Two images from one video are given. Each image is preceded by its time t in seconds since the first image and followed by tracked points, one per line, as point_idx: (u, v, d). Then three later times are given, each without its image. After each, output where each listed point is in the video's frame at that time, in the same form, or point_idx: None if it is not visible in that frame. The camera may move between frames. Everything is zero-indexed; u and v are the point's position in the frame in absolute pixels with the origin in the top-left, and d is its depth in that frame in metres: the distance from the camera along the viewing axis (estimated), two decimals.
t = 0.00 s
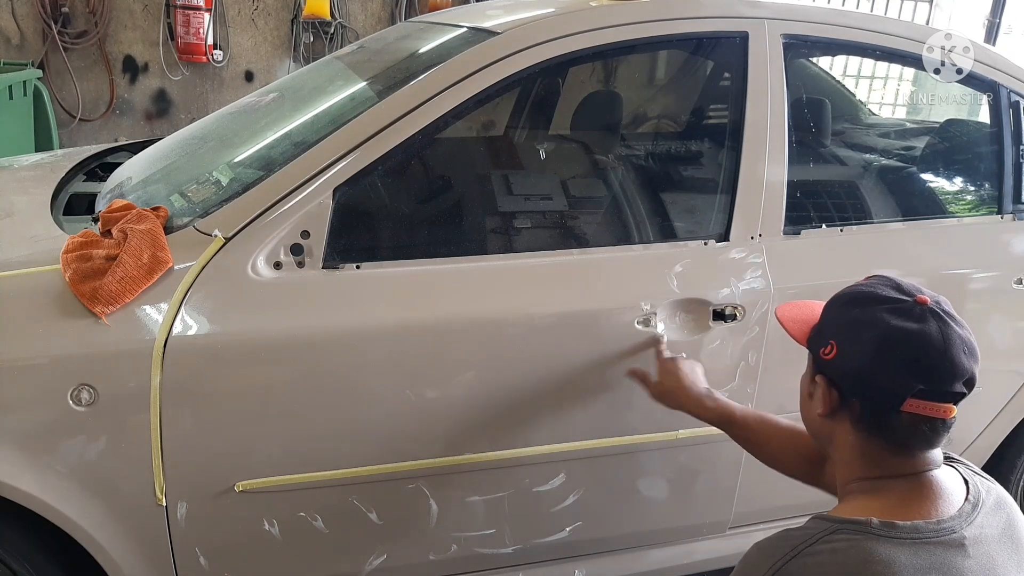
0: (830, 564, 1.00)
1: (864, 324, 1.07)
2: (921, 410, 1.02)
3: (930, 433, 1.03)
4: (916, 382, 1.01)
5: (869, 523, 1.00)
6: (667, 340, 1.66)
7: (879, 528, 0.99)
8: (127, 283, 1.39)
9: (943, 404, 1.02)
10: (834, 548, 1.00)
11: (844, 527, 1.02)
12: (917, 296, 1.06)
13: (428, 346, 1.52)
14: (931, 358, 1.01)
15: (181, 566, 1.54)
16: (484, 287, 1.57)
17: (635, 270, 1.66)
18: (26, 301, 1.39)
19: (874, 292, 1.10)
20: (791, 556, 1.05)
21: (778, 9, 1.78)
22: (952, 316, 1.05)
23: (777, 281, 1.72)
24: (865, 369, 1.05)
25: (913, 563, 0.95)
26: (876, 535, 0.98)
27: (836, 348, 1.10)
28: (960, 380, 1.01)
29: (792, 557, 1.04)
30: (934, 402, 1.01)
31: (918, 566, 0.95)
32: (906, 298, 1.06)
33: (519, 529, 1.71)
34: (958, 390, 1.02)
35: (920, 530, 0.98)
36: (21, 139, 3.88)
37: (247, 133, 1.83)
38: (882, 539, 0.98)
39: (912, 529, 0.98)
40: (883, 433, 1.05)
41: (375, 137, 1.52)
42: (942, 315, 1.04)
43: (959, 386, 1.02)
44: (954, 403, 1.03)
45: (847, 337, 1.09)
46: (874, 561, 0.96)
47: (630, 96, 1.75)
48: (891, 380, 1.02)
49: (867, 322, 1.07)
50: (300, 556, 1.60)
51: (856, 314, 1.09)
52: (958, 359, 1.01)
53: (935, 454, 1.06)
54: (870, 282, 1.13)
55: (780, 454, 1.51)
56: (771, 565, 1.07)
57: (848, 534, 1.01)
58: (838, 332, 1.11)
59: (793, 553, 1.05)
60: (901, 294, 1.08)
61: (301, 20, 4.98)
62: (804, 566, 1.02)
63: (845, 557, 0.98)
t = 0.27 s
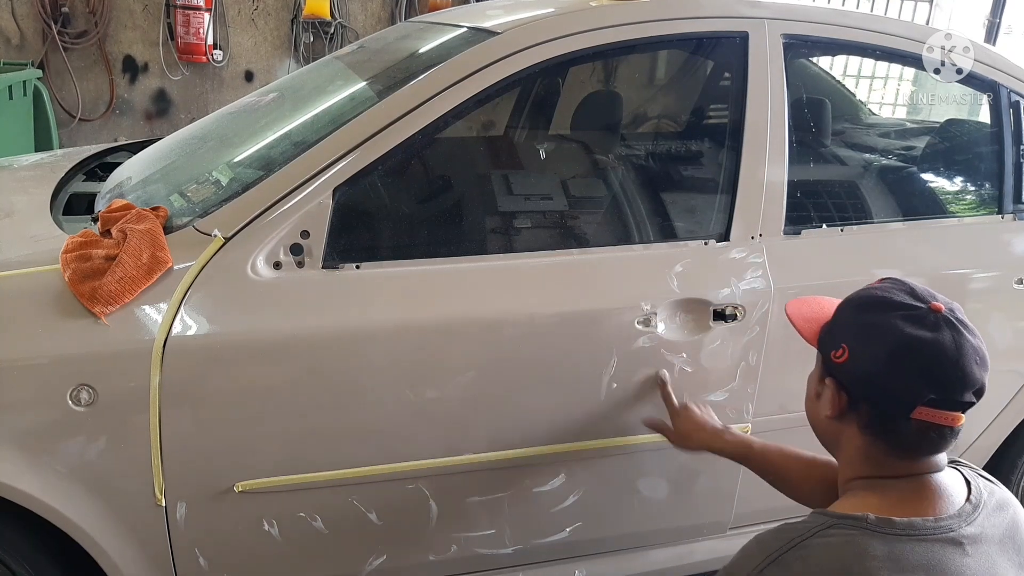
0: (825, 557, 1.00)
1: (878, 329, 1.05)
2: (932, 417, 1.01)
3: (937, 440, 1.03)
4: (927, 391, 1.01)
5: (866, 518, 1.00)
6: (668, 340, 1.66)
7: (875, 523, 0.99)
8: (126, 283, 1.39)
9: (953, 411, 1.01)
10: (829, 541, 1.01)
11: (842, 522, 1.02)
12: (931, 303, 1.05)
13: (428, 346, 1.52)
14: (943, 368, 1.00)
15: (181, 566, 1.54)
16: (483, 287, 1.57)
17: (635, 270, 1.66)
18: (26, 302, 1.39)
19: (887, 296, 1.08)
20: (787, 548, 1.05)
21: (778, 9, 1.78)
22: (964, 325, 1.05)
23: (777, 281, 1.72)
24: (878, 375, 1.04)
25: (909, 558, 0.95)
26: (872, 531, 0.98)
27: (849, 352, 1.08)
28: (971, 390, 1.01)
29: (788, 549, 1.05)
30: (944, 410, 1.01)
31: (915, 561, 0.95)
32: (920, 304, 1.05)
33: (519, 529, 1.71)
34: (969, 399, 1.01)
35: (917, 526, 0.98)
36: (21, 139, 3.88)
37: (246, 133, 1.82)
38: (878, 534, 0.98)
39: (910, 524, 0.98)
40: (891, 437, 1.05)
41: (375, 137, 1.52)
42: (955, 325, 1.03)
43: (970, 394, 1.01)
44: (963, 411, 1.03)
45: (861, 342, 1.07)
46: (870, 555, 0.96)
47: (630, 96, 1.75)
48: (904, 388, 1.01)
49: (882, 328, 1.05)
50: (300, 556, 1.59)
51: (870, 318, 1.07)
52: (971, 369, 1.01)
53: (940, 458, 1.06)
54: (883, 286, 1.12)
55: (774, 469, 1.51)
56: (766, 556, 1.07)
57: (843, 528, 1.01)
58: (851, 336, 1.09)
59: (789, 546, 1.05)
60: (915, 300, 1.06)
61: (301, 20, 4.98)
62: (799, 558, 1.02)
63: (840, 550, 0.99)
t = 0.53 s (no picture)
0: (853, 544, 1.00)
1: (927, 346, 1.02)
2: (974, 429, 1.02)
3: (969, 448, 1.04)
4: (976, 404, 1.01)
5: (900, 515, 1.00)
6: (668, 339, 1.66)
7: (910, 521, 0.99)
8: (127, 283, 1.39)
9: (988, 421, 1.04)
10: (860, 530, 1.01)
11: (878, 513, 1.02)
12: (955, 319, 1.07)
13: (428, 346, 1.52)
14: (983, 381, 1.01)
15: (181, 566, 1.54)
16: (483, 287, 1.57)
17: (635, 270, 1.66)
18: (26, 302, 1.39)
19: (918, 314, 1.07)
20: (812, 528, 1.05)
21: (778, 9, 1.78)
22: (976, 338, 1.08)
23: (777, 281, 1.72)
24: (936, 392, 1.00)
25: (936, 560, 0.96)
26: (906, 527, 0.99)
27: (901, 373, 1.03)
28: (998, 398, 1.04)
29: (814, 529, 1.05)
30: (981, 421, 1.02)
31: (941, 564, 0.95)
32: (950, 321, 1.06)
33: (519, 529, 1.71)
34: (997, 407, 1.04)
35: (947, 531, 0.99)
36: (21, 139, 3.88)
37: (247, 133, 1.83)
38: (912, 531, 0.98)
39: (942, 528, 0.99)
40: (937, 451, 1.02)
41: (375, 137, 1.53)
42: (977, 339, 1.05)
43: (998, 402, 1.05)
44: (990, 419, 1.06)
45: (911, 360, 1.03)
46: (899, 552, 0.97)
47: (630, 96, 1.75)
48: (960, 403, 0.99)
49: (929, 345, 1.02)
50: (300, 556, 1.60)
51: (912, 336, 1.04)
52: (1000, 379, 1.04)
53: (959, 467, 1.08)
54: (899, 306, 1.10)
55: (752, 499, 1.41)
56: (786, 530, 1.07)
57: (876, 519, 1.01)
58: (898, 356, 1.04)
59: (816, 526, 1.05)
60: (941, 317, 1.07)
61: (301, 20, 4.98)
62: (825, 539, 1.02)
63: (870, 541, 0.99)
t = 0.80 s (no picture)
0: (896, 530, 0.97)
1: (995, 335, 1.01)
2: None
3: None
4: None
5: (950, 511, 0.98)
6: (668, 339, 1.66)
7: (958, 520, 0.97)
8: (127, 283, 1.39)
9: None
10: (905, 517, 0.99)
11: (926, 506, 0.99)
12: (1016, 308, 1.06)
13: (428, 346, 1.52)
14: None
15: (181, 566, 1.54)
16: (483, 287, 1.57)
17: (635, 270, 1.66)
18: (26, 302, 1.39)
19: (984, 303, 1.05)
20: (853, 501, 1.02)
21: (778, 9, 1.78)
22: None
23: (777, 281, 1.72)
24: (1005, 381, 0.99)
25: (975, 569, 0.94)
26: (951, 525, 0.97)
27: (973, 362, 1.02)
28: None
29: (856, 503, 1.02)
30: None
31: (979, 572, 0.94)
32: (1012, 309, 1.05)
33: (519, 529, 1.71)
34: None
35: (994, 538, 0.96)
36: (21, 139, 3.88)
37: (247, 133, 1.83)
38: (957, 531, 0.96)
39: (990, 533, 0.96)
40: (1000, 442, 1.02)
41: (375, 137, 1.52)
42: None
43: None
44: None
45: (980, 349, 1.01)
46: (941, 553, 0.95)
47: (630, 96, 1.75)
48: None
49: (998, 334, 1.01)
50: (299, 556, 1.60)
51: (985, 325, 1.02)
52: None
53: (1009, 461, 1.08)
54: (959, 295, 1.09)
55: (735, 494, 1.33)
56: (824, 497, 1.03)
57: (923, 510, 0.99)
58: (969, 345, 1.02)
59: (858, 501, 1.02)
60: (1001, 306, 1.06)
61: (301, 20, 4.98)
62: (866, 517, 1.00)
63: (916, 533, 0.97)
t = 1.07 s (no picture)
0: (860, 510, 0.94)
1: (998, 333, 0.96)
2: None
3: None
4: None
5: (913, 501, 0.93)
6: (667, 339, 1.66)
7: (923, 520, 0.91)
8: (127, 283, 1.39)
9: None
10: (874, 501, 0.94)
11: (895, 494, 0.94)
12: None
13: (428, 346, 1.52)
14: None
15: (181, 566, 1.54)
16: (483, 287, 1.57)
17: (636, 269, 1.66)
18: (26, 302, 1.39)
19: (1008, 304, 1.00)
20: (820, 471, 0.99)
21: (778, 9, 1.78)
22: None
23: (777, 280, 1.72)
24: (996, 381, 0.94)
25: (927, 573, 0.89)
26: (916, 522, 0.91)
27: (968, 356, 0.98)
28: None
29: (826, 475, 0.98)
30: None
31: None
32: None
33: (519, 529, 1.71)
34: None
35: (955, 550, 0.89)
36: (21, 140, 3.88)
37: (247, 133, 1.83)
38: (921, 529, 0.90)
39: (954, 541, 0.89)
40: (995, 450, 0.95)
41: (375, 137, 1.52)
42: None
43: None
44: None
45: (979, 346, 0.97)
46: (903, 545, 0.90)
47: (630, 96, 1.76)
48: None
49: (1005, 334, 0.96)
50: (300, 556, 1.60)
51: (993, 323, 0.98)
52: None
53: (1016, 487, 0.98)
54: (993, 295, 1.04)
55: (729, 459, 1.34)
56: (793, 463, 1.00)
57: (895, 501, 0.93)
58: (971, 340, 0.99)
59: (829, 475, 0.98)
60: None
61: (301, 20, 4.98)
62: (834, 492, 0.97)
63: (880, 518, 0.93)
